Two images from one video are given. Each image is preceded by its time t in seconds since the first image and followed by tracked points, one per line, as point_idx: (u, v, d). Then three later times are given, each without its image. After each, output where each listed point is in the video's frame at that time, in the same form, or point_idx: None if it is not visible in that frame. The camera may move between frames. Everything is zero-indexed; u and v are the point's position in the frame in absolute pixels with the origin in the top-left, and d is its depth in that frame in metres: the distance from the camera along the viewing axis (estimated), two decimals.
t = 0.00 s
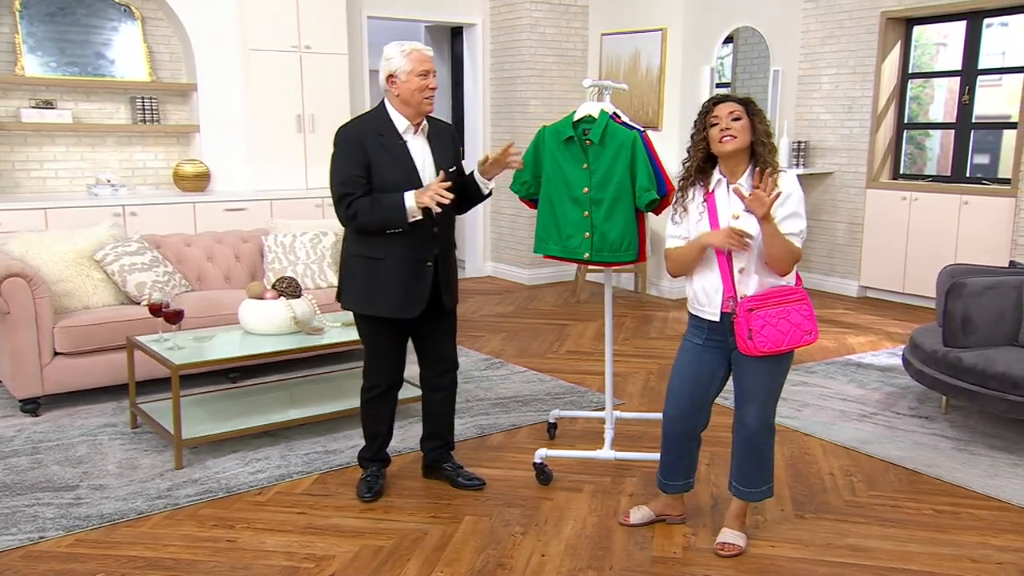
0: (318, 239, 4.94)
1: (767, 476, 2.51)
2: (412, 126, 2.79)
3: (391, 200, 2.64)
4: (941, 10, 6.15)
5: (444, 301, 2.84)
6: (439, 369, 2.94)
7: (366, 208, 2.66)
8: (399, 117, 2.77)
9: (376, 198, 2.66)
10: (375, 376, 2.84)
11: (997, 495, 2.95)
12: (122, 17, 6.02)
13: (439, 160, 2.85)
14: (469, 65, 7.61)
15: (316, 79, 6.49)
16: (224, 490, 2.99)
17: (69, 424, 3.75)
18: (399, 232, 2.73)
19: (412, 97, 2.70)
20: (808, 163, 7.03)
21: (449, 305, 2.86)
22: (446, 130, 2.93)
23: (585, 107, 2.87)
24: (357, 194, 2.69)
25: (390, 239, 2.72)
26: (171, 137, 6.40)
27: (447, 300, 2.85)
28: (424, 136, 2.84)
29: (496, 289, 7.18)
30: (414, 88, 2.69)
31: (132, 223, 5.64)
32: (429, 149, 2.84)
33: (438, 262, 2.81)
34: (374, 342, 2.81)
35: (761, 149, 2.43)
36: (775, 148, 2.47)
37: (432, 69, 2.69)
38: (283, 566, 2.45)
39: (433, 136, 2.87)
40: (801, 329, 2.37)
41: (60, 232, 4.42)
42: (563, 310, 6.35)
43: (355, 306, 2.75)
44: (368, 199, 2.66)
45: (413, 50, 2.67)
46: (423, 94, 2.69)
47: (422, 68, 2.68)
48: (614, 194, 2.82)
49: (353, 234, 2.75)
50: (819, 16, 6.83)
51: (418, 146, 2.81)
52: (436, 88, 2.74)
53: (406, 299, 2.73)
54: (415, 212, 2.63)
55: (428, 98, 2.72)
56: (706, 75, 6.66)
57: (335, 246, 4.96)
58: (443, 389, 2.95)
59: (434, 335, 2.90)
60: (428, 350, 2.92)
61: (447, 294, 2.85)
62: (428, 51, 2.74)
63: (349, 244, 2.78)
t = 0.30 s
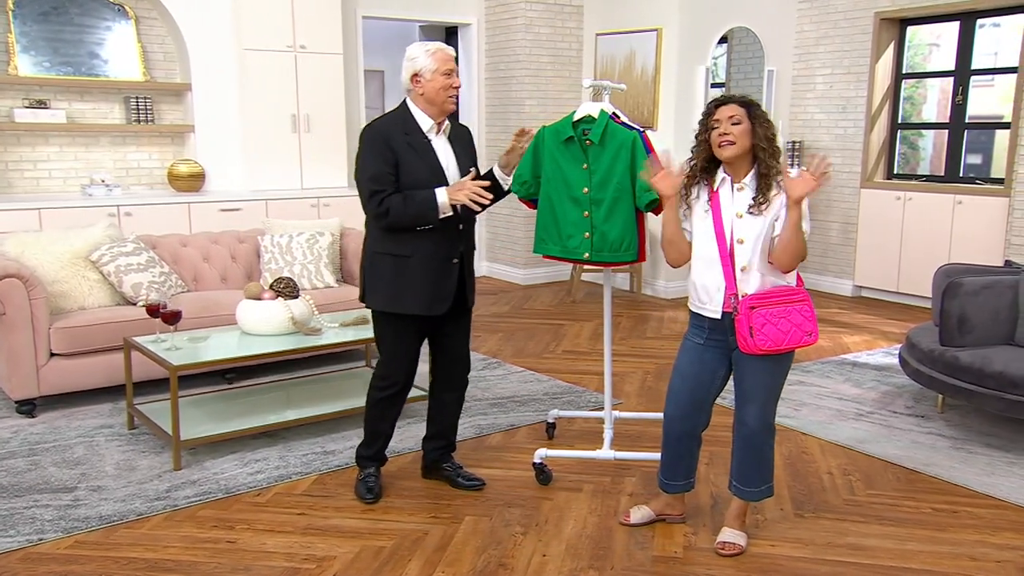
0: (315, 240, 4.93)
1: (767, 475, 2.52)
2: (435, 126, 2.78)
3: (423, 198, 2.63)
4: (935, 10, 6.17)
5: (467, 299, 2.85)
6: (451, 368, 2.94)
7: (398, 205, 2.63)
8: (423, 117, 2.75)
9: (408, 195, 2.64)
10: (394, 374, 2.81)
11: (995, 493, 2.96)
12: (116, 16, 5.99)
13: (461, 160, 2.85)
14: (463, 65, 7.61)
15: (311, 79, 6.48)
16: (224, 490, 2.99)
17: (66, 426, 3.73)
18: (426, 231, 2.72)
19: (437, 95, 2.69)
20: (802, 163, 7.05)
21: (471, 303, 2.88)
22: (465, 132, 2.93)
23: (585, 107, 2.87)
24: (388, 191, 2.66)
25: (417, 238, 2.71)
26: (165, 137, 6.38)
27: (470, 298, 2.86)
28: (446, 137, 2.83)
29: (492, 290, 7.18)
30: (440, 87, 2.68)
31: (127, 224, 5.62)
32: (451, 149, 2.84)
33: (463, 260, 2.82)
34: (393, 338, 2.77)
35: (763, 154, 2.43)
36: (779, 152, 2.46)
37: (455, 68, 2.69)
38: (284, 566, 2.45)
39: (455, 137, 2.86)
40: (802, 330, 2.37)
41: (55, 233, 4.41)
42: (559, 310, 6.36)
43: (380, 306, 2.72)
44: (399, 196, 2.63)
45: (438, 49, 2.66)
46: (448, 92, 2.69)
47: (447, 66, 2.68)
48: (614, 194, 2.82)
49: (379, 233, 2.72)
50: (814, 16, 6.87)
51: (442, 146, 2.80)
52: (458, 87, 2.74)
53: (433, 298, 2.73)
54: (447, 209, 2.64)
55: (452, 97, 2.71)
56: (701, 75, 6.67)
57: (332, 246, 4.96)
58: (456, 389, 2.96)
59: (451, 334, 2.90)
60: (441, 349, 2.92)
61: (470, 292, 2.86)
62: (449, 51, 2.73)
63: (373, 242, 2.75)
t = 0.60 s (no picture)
0: (310, 240, 4.93)
1: (765, 474, 2.53)
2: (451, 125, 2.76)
3: (463, 178, 2.61)
4: (927, 11, 6.19)
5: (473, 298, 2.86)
6: (451, 366, 2.93)
7: (437, 187, 2.60)
8: (439, 115, 2.73)
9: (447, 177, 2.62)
10: (414, 367, 2.73)
11: (991, 492, 2.98)
12: (108, 16, 5.96)
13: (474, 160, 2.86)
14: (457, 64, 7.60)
15: (304, 78, 6.47)
16: (221, 491, 2.98)
17: (61, 427, 3.71)
18: (448, 224, 2.71)
19: (453, 94, 2.68)
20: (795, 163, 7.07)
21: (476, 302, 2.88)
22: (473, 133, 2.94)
23: (584, 107, 2.87)
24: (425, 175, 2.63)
25: (439, 232, 2.69)
26: (158, 137, 6.36)
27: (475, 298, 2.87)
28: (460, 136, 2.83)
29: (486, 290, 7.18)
30: (457, 85, 2.67)
31: (120, 224, 5.59)
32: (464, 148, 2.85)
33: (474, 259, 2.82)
34: (403, 329, 2.73)
35: (767, 152, 2.43)
36: (786, 154, 2.45)
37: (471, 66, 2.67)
38: (283, 567, 2.44)
39: (467, 137, 2.86)
40: (796, 331, 2.38)
41: (49, 233, 4.38)
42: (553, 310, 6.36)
43: (399, 299, 2.67)
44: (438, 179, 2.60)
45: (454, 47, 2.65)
46: (464, 90, 2.67)
47: (462, 64, 2.66)
48: (614, 193, 2.83)
49: (404, 221, 2.68)
50: (807, 16, 6.84)
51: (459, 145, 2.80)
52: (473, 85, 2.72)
53: (451, 294, 2.72)
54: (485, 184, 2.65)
55: (468, 95, 2.70)
56: (694, 75, 6.69)
57: (327, 246, 4.95)
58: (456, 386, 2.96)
59: (458, 333, 2.88)
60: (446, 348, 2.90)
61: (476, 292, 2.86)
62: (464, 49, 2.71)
63: (393, 235, 2.70)
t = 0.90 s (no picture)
0: (304, 240, 4.92)
1: (762, 473, 2.53)
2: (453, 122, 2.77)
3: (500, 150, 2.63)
4: (918, 11, 6.22)
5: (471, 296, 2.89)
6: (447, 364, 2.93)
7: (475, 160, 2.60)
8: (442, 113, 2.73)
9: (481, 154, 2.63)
10: (420, 366, 2.74)
11: (985, 489, 2.99)
12: (99, 14, 5.93)
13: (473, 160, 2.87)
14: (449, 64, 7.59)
15: (296, 78, 6.45)
16: (217, 492, 2.97)
17: (54, 428, 3.69)
18: (460, 220, 2.73)
19: (455, 93, 2.68)
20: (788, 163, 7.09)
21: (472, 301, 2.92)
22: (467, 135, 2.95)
23: (581, 107, 2.87)
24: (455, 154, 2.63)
25: (455, 227, 2.71)
26: (150, 137, 6.34)
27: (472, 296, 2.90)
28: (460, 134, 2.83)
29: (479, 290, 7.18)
30: (458, 84, 2.67)
31: (112, 224, 5.57)
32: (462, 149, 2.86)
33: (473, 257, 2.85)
34: (413, 330, 2.73)
35: (766, 153, 2.44)
36: (786, 155, 2.45)
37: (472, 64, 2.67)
38: (282, 568, 2.44)
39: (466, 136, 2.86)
40: (790, 331, 2.38)
41: (42, 234, 4.36)
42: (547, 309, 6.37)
43: (421, 291, 2.64)
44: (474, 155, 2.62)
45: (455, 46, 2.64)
46: (466, 88, 2.68)
47: (464, 62, 2.65)
48: (614, 193, 2.84)
49: (426, 210, 2.67)
50: (798, 17, 6.90)
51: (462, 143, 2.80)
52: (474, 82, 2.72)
53: (463, 292, 2.75)
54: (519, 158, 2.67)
55: (469, 92, 2.71)
56: (687, 75, 6.70)
57: (321, 247, 4.94)
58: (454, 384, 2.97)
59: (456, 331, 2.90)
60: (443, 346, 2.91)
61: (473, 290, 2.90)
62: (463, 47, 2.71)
63: (410, 228, 2.68)
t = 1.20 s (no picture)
0: (297, 240, 4.91)
1: (756, 472, 2.55)
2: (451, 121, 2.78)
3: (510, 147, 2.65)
4: (908, 12, 6.25)
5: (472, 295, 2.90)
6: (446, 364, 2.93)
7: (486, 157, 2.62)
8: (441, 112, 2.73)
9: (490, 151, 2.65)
10: (421, 366, 2.74)
11: (978, 488, 3.01)
12: (90, 14, 5.90)
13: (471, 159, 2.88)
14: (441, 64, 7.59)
15: (287, 78, 6.43)
16: (212, 493, 2.96)
17: (46, 430, 3.67)
18: (466, 218, 2.74)
19: (454, 92, 2.68)
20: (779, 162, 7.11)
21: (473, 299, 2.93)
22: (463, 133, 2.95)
23: (576, 107, 2.85)
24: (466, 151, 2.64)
25: (461, 225, 2.72)
26: (140, 137, 6.31)
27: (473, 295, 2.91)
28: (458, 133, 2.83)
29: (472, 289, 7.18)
30: (456, 83, 2.67)
31: (103, 224, 5.54)
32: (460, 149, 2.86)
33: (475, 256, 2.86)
34: (416, 330, 2.72)
35: (761, 156, 2.44)
36: (782, 158, 2.45)
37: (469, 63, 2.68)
38: (278, 569, 2.43)
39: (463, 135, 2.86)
40: (784, 330, 2.39)
41: (33, 234, 4.34)
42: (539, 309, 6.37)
43: (432, 291, 2.65)
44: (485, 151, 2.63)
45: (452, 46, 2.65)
46: (464, 87, 2.69)
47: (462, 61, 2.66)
48: (607, 193, 2.84)
49: (435, 207, 2.67)
50: (789, 17, 6.92)
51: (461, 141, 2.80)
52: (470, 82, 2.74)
53: (469, 291, 2.77)
54: (531, 156, 2.69)
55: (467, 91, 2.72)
56: (679, 75, 6.71)
57: (315, 247, 4.93)
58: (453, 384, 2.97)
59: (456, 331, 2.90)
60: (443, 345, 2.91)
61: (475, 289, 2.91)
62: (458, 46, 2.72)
63: (418, 227, 2.67)
